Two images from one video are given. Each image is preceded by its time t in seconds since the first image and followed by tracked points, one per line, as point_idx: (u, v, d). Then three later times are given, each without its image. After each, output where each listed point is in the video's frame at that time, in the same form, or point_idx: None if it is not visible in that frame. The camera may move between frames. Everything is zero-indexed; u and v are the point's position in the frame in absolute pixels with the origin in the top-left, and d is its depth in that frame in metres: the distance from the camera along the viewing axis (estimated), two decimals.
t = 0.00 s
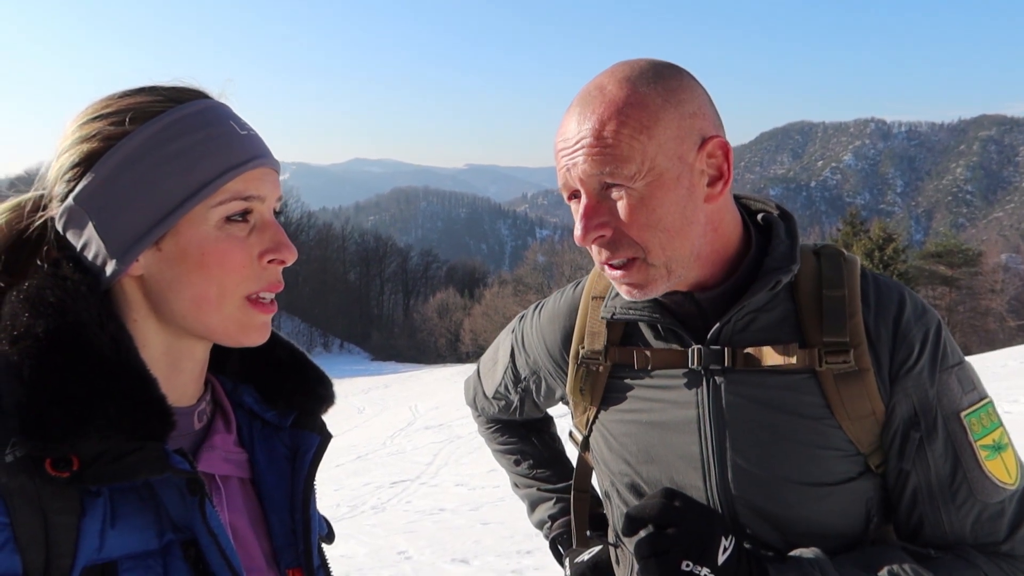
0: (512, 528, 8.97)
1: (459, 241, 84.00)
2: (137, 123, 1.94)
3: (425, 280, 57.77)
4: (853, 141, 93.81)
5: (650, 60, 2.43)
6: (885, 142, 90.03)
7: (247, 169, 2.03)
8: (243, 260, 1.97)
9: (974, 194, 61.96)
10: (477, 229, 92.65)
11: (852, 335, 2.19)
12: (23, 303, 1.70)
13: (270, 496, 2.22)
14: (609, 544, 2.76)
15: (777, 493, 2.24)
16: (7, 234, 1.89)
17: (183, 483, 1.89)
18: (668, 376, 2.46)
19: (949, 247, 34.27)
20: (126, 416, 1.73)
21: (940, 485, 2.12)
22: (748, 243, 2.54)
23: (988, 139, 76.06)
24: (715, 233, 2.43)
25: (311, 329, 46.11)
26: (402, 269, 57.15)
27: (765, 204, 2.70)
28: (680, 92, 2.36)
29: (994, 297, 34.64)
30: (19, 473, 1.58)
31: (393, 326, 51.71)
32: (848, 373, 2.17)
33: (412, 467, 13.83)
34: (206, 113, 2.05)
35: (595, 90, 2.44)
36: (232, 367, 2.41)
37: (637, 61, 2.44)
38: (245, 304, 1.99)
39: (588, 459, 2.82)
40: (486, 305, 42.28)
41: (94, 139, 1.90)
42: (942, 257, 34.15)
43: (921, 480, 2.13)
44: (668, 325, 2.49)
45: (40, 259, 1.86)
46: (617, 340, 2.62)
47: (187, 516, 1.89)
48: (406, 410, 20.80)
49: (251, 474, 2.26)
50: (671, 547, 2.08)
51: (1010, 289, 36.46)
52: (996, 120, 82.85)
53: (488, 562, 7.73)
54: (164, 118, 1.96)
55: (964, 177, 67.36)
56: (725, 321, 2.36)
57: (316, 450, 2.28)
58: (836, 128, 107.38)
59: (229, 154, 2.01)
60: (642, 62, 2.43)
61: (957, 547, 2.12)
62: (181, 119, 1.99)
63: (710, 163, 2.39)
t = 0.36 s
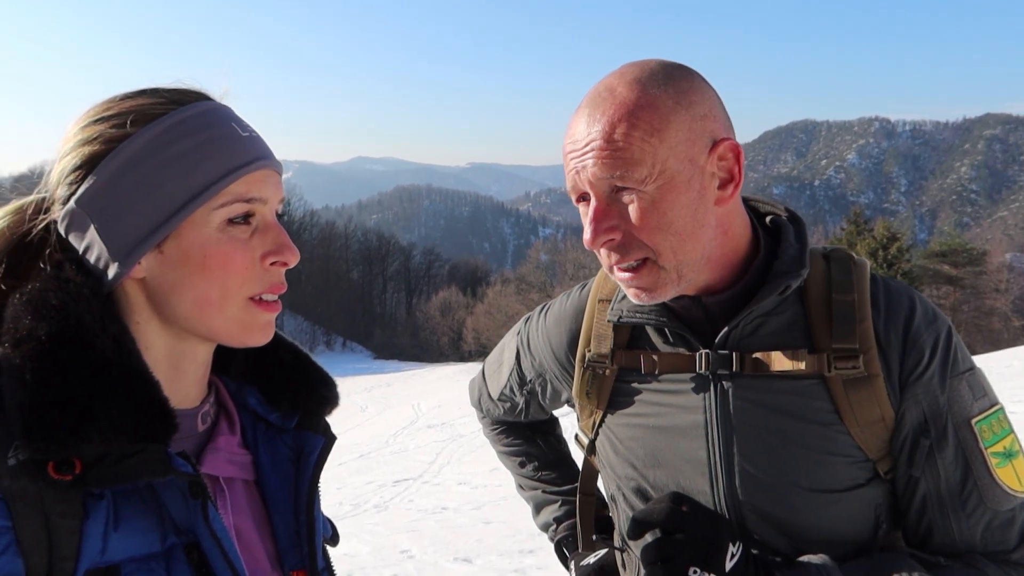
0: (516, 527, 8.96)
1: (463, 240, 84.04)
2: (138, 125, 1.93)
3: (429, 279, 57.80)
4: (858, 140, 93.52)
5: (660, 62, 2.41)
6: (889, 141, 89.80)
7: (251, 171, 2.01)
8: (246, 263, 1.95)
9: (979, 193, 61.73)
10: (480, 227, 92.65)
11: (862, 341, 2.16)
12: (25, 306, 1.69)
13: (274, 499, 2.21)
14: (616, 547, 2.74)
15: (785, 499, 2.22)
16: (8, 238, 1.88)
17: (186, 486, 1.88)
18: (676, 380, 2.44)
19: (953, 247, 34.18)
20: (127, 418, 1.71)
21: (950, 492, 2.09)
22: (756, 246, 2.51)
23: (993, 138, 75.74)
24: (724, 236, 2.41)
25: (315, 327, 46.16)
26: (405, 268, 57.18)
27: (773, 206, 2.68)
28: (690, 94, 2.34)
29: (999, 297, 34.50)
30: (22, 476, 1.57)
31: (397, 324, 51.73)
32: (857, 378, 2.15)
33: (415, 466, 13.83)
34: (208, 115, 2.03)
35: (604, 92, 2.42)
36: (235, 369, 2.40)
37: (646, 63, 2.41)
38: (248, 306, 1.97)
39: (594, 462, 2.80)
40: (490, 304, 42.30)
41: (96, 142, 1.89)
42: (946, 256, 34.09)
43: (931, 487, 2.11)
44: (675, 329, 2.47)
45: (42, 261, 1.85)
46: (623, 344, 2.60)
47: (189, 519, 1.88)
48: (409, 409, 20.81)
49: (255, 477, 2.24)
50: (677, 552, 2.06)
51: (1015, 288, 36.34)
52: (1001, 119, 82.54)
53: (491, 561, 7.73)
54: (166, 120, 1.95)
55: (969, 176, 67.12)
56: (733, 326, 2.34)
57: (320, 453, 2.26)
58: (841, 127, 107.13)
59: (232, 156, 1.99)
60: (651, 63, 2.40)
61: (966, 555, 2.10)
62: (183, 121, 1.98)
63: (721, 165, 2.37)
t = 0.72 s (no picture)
0: (516, 527, 8.96)
1: (463, 240, 84.03)
2: (144, 126, 1.94)
3: (429, 278, 57.78)
4: (858, 139, 93.47)
5: (667, 60, 2.41)
6: (890, 141, 89.73)
7: (255, 171, 2.02)
8: (251, 263, 1.96)
9: (980, 192, 61.66)
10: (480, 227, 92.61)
11: (865, 342, 2.17)
12: (32, 307, 1.70)
13: (279, 499, 2.22)
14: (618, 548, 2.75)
15: (787, 499, 2.23)
16: (15, 239, 1.89)
17: (192, 487, 1.89)
18: (679, 380, 2.45)
19: (953, 247, 34.16)
20: (134, 419, 1.72)
21: (952, 492, 2.10)
22: (760, 246, 2.52)
23: (994, 138, 75.68)
24: (729, 234, 2.41)
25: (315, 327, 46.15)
26: (405, 268, 57.17)
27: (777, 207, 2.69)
28: (697, 92, 2.34)
29: (999, 297, 34.45)
30: (30, 477, 1.57)
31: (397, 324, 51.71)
32: (861, 379, 2.16)
33: (415, 466, 13.83)
34: (214, 115, 2.04)
35: (611, 90, 2.42)
36: (240, 370, 2.40)
37: (653, 61, 2.42)
38: (254, 305, 1.98)
39: (597, 461, 2.81)
40: (490, 303, 42.29)
41: (102, 142, 1.90)
42: (947, 256, 34.05)
43: (933, 488, 2.12)
44: (678, 329, 2.48)
45: (48, 262, 1.86)
46: (627, 343, 2.61)
47: (196, 519, 1.89)
48: (409, 409, 20.81)
49: (259, 477, 2.25)
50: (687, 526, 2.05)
51: (1016, 288, 36.30)
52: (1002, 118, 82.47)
53: (492, 562, 7.73)
54: (173, 120, 1.96)
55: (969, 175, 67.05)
56: (736, 326, 2.35)
57: (324, 454, 2.27)
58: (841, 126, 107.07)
59: (237, 156, 2.00)
60: (659, 62, 2.41)
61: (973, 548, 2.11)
62: (189, 121, 1.99)
63: (727, 164, 2.38)
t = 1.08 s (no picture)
0: (516, 529, 8.95)
1: (463, 242, 84.05)
2: (145, 127, 1.94)
3: (429, 281, 57.79)
4: (857, 141, 93.56)
5: (670, 60, 2.42)
6: (889, 143, 89.85)
7: (256, 171, 2.03)
8: (251, 263, 1.96)
9: (979, 194, 61.71)
10: (480, 230, 92.64)
11: (863, 340, 2.18)
12: (34, 309, 1.70)
13: (279, 501, 2.22)
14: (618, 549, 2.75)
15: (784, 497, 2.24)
16: (17, 240, 1.89)
17: (193, 489, 1.89)
18: (679, 380, 2.46)
19: (953, 248, 34.20)
20: (135, 421, 1.72)
21: (949, 481, 2.06)
22: (761, 245, 2.53)
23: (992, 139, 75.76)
24: (731, 234, 2.42)
25: (314, 329, 46.12)
26: (405, 270, 57.18)
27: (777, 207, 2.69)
28: (699, 92, 2.35)
29: (999, 298, 34.46)
30: (31, 479, 1.58)
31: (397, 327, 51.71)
32: (858, 377, 2.16)
33: (415, 468, 13.83)
34: (215, 116, 2.05)
35: (613, 89, 2.43)
36: (240, 372, 2.41)
37: (655, 60, 2.43)
38: (255, 305, 1.99)
39: (597, 462, 2.81)
40: (490, 305, 42.30)
41: (104, 143, 1.90)
42: (946, 257, 34.06)
43: (928, 478, 2.09)
44: (679, 328, 2.48)
45: (50, 264, 1.87)
46: (627, 342, 2.61)
47: (196, 520, 1.89)
48: (409, 411, 20.81)
49: (259, 479, 2.26)
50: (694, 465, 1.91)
51: (1015, 289, 36.32)
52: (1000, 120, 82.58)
53: (492, 564, 7.72)
54: (175, 120, 1.97)
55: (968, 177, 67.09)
56: (736, 325, 2.36)
57: (324, 456, 2.27)
58: (840, 128, 107.21)
59: (238, 156, 2.01)
60: (661, 61, 2.42)
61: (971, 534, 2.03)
62: (190, 122, 1.99)
63: (729, 164, 2.38)
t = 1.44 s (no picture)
0: (517, 528, 8.94)
1: (464, 241, 84.03)
2: (146, 128, 1.94)
3: (430, 280, 57.78)
4: (858, 140, 93.47)
5: (673, 61, 2.41)
6: (890, 141, 89.72)
7: (256, 172, 2.03)
8: (253, 264, 1.97)
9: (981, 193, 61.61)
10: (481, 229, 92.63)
11: (866, 343, 2.18)
12: (36, 311, 1.70)
13: (280, 502, 2.23)
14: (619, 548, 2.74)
15: (784, 500, 2.24)
16: (18, 243, 1.90)
17: (195, 491, 1.89)
18: (681, 380, 2.47)
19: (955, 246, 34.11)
20: (136, 422, 1.73)
21: (946, 490, 2.06)
22: (764, 246, 2.53)
23: (994, 138, 75.64)
24: (733, 235, 2.42)
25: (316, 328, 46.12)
26: (406, 269, 57.18)
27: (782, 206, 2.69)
28: (701, 94, 2.34)
29: (1000, 297, 34.41)
30: (33, 481, 1.58)
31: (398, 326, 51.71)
32: (861, 379, 2.17)
33: (416, 467, 13.83)
34: (215, 118, 2.05)
35: (616, 90, 2.43)
36: (242, 372, 2.41)
37: (658, 61, 2.42)
38: (257, 305, 1.99)
39: (599, 461, 2.81)
40: (491, 304, 42.28)
41: (105, 145, 1.90)
42: (948, 256, 33.99)
43: (927, 485, 2.09)
44: (682, 327, 2.48)
45: (52, 266, 1.87)
46: (631, 341, 2.62)
47: (198, 522, 1.89)
48: (411, 410, 20.81)
49: (261, 480, 2.26)
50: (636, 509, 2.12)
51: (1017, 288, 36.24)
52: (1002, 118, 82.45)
53: (493, 563, 7.72)
54: (174, 123, 1.96)
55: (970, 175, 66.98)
56: (739, 325, 2.36)
57: (326, 458, 2.28)
58: (841, 127, 107.08)
59: (237, 158, 2.00)
60: (664, 62, 2.41)
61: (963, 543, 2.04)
62: (189, 124, 1.99)
63: (731, 167, 2.38)
